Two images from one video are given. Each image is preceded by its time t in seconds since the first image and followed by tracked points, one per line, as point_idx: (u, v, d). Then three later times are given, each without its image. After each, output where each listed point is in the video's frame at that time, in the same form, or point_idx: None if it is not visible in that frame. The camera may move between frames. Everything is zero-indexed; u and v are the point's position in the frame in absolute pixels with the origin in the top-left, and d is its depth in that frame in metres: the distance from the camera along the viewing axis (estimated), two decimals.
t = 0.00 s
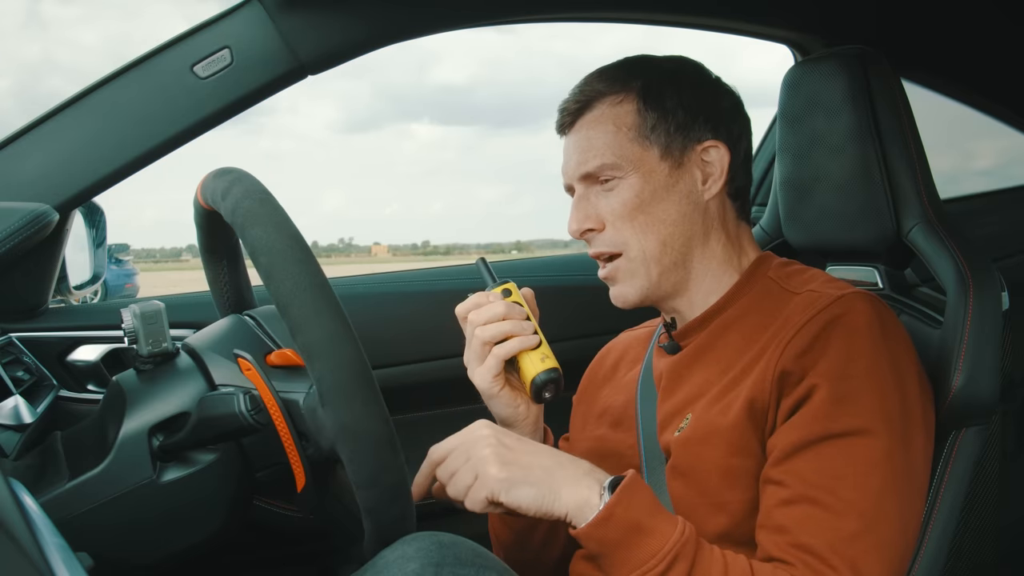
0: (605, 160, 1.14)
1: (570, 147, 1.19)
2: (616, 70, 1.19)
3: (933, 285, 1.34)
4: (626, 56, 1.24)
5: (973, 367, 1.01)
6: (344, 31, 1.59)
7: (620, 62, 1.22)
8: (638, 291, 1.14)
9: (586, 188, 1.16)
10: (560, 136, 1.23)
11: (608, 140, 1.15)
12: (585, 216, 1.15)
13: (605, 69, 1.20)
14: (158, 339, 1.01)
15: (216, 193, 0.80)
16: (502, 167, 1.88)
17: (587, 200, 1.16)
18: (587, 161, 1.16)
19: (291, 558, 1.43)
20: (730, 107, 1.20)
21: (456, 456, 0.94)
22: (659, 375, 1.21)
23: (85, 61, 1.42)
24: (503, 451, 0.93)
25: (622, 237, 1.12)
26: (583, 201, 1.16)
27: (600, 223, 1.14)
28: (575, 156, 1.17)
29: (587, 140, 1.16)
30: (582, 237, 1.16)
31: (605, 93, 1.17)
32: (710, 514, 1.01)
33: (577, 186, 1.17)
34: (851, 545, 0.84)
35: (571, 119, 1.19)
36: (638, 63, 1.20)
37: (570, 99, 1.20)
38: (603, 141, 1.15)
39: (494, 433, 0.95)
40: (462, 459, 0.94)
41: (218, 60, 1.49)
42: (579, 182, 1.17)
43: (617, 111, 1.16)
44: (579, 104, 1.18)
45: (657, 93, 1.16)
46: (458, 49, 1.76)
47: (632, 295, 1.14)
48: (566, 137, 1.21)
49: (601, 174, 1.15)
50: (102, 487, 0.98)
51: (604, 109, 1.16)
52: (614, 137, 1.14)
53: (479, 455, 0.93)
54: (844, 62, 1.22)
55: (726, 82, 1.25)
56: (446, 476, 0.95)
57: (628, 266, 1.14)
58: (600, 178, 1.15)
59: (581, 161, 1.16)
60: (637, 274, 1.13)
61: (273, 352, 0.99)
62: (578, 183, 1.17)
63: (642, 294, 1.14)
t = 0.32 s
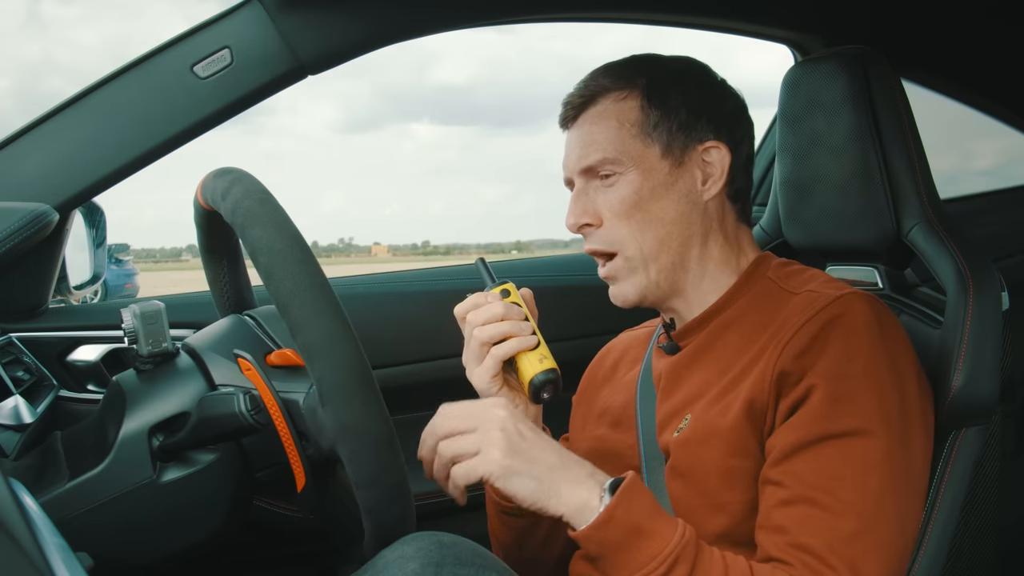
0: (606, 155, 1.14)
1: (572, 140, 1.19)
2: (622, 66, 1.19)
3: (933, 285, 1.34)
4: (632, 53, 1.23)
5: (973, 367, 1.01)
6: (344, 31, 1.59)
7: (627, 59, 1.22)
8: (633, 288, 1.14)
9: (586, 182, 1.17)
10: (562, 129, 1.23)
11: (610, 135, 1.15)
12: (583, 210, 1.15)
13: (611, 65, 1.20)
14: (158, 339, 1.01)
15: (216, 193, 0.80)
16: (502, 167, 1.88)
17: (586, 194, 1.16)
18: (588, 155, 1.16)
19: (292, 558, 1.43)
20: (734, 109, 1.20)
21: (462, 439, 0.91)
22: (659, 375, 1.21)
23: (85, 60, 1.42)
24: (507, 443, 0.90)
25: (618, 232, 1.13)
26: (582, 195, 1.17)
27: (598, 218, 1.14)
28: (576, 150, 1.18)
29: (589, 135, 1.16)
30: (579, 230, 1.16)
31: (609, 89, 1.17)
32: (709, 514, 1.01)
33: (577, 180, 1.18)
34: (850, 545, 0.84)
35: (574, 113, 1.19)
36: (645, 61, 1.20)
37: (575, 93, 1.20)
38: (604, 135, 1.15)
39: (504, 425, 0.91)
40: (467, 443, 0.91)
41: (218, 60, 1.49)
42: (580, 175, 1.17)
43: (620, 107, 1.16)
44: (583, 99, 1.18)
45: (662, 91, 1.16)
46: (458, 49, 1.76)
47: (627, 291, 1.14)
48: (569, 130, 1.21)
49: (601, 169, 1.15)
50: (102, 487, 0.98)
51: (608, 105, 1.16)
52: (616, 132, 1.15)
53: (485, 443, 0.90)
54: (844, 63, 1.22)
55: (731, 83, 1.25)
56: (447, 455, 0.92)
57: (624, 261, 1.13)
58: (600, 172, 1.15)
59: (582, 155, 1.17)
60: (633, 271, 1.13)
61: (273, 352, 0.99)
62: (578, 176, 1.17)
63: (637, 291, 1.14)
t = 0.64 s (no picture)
0: (612, 159, 1.14)
1: (576, 142, 1.18)
2: (627, 65, 1.18)
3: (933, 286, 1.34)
4: (636, 50, 1.22)
5: (973, 367, 1.01)
6: (344, 31, 1.59)
7: (630, 55, 1.21)
8: (638, 290, 1.14)
9: (591, 185, 1.16)
10: (564, 129, 1.22)
11: (616, 138, 1.14)
12: (589, 215, 1.15)
13: (615, 63, 1.19)
14: (158, 339, 1.01)
15: (216, 193, 0.80)
16: (502, 167, 1.88)
17: (591, 198, 1.16)
18: (593, 159, 1.15)
19: (292, 558, 1.43)
20: (740, 107, 1.21)
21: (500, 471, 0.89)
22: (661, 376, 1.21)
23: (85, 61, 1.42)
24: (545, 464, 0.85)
25: (624, 237, 1.12)
26: (587, 199, 1.16)
27: (604, 223, 1.14)
28: (581, 153, 1.17)
29: (594, 138, 1.16)
30: (584, 235, 1.16)
31: (615, 90, 1.17)
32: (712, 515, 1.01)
33: (582, 183, 1.17)
34: (879, 551, 0.83)
35: (578, 114, 1.19)
36: (652, 59, 1.19)
37: (578, 93, 1.19)
38: (610, 139, 1.15)
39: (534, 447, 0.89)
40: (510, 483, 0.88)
41: (218, 60, 1.49)
42: (585, 179, 1.16)
43: (627, 110, 1.15)
44: (588, 99, 1.18)
45: (669, 93, 1.16)
46: (458, 49, 1.76)
47: (633, 293, 1.14)
48: (573, 130, 1.20)
49: (607, 173, 1.14)
50: (102, 487, 0.98)
51: (614, 106, 1.16)
52: (622, 136, 1.14)
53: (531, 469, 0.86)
54: (844, 63, 1.22)
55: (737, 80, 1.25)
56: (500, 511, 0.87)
57: (630, 265, 1.14)
58: (606, 177, 1.14)
59: (587, 158, 1.16)
60: (639, 275, 1.14)
61: (273, 352, 0.99)
62: (583, 179, 1.17)
63: (643, 294, 1.14)
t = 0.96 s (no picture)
0: (616, 161, 1.14)
1: (579, 143, 1.18)
2: (631, 64, 1.18)
3: (933, 285, 1.34)
4: (639, 49, 1.22)
5: (973, 367, 1.01)
6: (344, 31, 1.59)
7: (634, 54, 1.20)
8: (640, 290, 1.14)
9: (595, 186, 1.16)
10: (567, 129, 1.21)
11: (619, 140, 1.14)
12: (592, 216, 1.14)
13: (618, 63, 1.19)
14: (158, 338, 1.01)
15: (216, 194, 0.80)
16: (503, 168, 1.87)
17: (595, 199, 1.15)
18: (597, 160, 1.15)
19: (292, 558, 1.43)
20: (743, 108, 1.21)
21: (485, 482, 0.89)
22: (660, 376, 1.21)
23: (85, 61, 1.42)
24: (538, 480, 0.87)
25: (628, 238, 1.12)
26: (590, 200, 1.16)
27: (608, 224, 1.13)
28: (585, 154, 1.17)
29: (598, 138, 1.16)
30: (587, 236, 1.15)
31: (618, 90, 1.16)
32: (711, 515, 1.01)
33: (585, 184, 1.17)
34: (874, 552, 0.83)
35: (581, 114, 1.18)
36: (654, 58, 1.19)
37: (582, 93, 1.19)
38: (614, 140, 1.14)
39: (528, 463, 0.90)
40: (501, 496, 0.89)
41: (218, 60, 1.49)
42: (588, 179, 1.16)
43: (631, 111, 1.15)
44: (591, 100, 1.17)
45: (673, 93, 1.16)
46: (458, 49, 1.76)
47: (634, 293, 1.14)
48: (575, 130, 1.20)
49: (610, 175, 1.14)
50: (102, 487, 0.98)
51: (617, 107, 1.16)
52: (626, 137, 1.14)
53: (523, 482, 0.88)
54: (844, 62, 1.22)
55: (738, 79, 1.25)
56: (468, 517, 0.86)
57: (633, 266, 1.13)
58: (610, 178, 1.14)
59: (590, 159, 1.16)
60: (642, 277, 1.13)
61: (273, 352, 0.99)
62: (586, 180, 1.16)
63: (644, 294, 1.14)
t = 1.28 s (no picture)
0: (622, 151, 1.14)
1: (588, 132, 1.19)
2: (645, 58, 1.18)
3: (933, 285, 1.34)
4: (657, 45, 1.22)
5: (974, 367, 1.01)
6: (344, 32, 1.59)
7: (652, 50, 1.21)
8: (639, 283, 1.14)
9: (600, 176, 1.16)
10: (578, 118, 1.22)
11: (627, 131, 1.14)
12: (596, 205, 1.15)
13: (632, 57, 1.19)
14: (158, 338, 1.01)
15: (216, 193, 0.80)
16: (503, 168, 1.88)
17: (600, 188, 1.16)
18: (604, 149, 1.16)
19: (292, 558, 1.43)
20: (753, 110, 1.20)
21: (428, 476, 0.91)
22: (660, 376, 1.21)
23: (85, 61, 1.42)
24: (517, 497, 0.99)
25: (630, 228, 1.12)
26: (595, 188, 1.17)
27: (610, 214, 1.14)
28: (592, 143, 1.17)
29: (606, 128, 1.16)
30: (590, 225, 1.16)
31: (630, 82, 1.17)
32: (710, 516, 1.02)
33: (591, 173, 1.17)
34: (857, 550, 0.84)
35: (592, 104, 1.19)
36: (666, 53, 1.19)
37: (594, 83, 1.19)
38: (622, 130, 1.15)
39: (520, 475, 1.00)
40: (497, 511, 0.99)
41: (218, 60, 1.49)
42: (594, 169, 1.17)
43: (640, 103, 1.15)
44: (602, 91, 1.18)
45: (683, 88, 1.16)
46: (459, 49, 1.76)
47: (632, 285, 1.14)
48: (585, 120, 1.20)
49: (617, 164, 1.15)
50: (103, 487, 0.98)
51: (627, 98, 1.16)
52: (634, 128, 1.14)
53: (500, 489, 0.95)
54: (844, 62, 1.21)
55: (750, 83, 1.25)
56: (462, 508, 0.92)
57: (634, 257, 1.13)
58: (615, 168, 1.15)
59: (598, 149, 1.16)
60: (643, 267, 1.13)
61: (273, 352, 0.99)
62: (592, 169, 1.17)
63: (643, 287, 1.14)
